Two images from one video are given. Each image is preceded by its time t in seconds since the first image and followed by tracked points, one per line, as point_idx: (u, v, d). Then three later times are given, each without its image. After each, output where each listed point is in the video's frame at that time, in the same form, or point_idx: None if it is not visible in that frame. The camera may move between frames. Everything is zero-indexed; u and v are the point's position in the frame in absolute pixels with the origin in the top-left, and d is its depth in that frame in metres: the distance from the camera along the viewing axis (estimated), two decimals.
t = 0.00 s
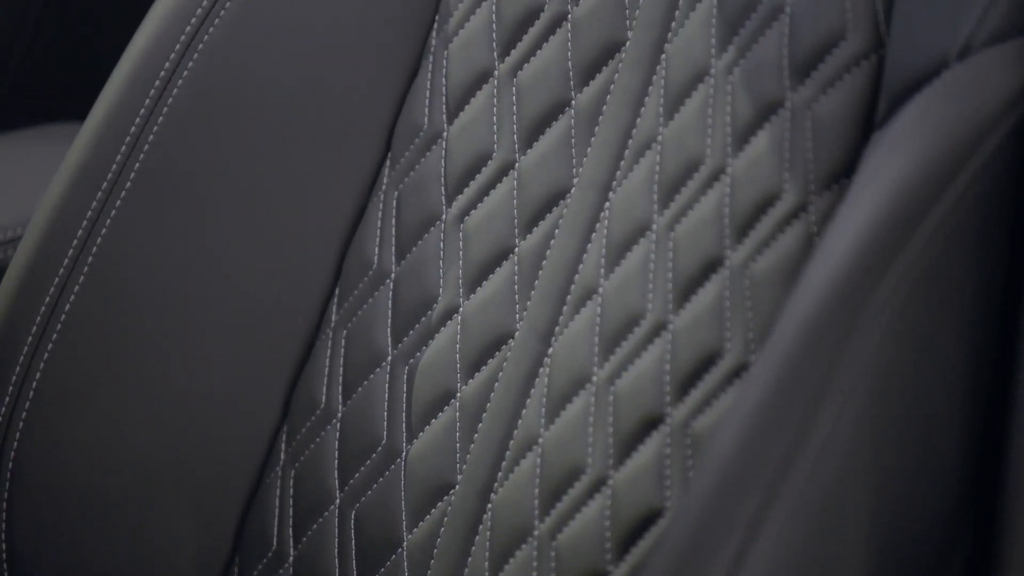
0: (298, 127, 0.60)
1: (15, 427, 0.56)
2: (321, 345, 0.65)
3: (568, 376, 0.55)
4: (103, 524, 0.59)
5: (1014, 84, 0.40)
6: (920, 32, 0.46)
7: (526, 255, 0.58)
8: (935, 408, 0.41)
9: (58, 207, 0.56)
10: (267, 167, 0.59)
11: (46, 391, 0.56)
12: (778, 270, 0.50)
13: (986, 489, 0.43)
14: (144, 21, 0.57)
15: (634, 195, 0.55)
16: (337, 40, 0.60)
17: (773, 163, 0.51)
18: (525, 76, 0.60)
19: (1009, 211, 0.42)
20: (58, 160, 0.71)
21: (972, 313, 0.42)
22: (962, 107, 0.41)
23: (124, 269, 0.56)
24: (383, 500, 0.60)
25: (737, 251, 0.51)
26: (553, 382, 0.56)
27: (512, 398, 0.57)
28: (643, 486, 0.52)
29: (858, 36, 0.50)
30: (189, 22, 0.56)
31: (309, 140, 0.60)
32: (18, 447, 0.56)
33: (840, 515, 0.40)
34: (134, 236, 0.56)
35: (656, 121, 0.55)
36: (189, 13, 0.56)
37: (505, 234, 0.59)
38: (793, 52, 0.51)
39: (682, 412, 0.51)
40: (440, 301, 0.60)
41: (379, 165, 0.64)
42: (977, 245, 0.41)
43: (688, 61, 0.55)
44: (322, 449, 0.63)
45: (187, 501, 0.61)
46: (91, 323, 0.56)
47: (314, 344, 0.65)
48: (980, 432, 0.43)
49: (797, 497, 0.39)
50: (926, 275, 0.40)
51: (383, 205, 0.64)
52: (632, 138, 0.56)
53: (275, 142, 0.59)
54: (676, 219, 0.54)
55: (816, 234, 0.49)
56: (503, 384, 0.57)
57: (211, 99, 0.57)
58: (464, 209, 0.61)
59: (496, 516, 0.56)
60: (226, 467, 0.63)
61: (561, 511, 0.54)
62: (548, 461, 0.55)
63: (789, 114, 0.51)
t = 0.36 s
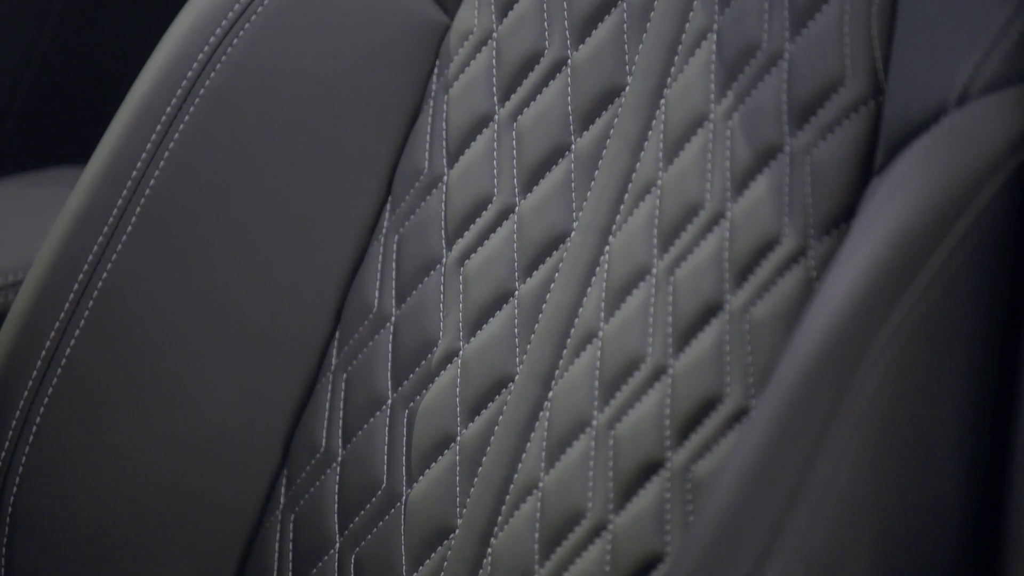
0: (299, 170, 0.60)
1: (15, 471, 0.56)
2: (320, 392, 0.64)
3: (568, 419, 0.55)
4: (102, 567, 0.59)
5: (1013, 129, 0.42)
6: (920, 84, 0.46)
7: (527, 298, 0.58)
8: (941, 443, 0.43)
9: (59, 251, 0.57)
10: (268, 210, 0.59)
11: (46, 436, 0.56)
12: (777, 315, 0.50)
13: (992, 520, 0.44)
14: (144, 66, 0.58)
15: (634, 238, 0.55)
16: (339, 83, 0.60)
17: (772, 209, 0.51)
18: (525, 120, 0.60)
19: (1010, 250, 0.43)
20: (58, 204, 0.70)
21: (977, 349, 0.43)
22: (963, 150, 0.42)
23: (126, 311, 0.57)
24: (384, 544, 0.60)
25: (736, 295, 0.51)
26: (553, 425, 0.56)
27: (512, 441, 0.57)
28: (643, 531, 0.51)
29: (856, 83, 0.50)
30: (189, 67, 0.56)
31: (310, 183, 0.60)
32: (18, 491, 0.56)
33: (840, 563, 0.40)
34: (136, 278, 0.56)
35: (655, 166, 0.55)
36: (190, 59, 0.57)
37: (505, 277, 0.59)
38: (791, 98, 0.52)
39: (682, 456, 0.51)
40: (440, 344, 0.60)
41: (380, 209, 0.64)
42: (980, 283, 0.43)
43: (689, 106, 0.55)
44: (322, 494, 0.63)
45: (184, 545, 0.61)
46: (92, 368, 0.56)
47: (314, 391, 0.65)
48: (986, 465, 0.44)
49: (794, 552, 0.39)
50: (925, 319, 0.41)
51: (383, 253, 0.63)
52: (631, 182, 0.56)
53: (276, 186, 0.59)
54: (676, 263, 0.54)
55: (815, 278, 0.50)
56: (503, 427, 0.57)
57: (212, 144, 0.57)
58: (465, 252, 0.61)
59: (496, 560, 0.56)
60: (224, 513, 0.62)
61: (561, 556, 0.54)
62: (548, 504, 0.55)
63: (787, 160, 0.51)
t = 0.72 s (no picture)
0: (299, 217, 0.59)
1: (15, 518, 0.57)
2: (321, 440, 0.64)
3: (567, 468, 0.55)
4: None
5: (1010, 183, 0.43)
6: (918, 137, 0.46)
7: (527, 347, 0.58)
8: (942, 486, 0.43)
9: (60, 299, 0.57)
10: (269, 257, 0.59)
11: (47, 484, 0.56)
12: (778, 364, 0.50)
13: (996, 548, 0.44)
14: (147, 115, 0.58)
15: (634, 286, 0.55)
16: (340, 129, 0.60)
17: (772, 259, 0.51)
18: (525, 168, 0.60)
19: (1012, 294, 0.44)
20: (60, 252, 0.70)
21: (977, 390, 0.43)
22: (963, 198, 0.43)
23: (127, 358, 0.56)
24: None
25: (736, 344, 0.51)
26: (554, 474, 0.55)
27: (512, 490, 0.57)
28: None
29: (853, 135, 0.51)
30: (192, 116, 0.57)
31: (311, 230, 0.60)
32: (18, 540, 0.56)
33: None
34: (137, 325, 0.57)
35: (655, 215, 0.56)
36: (193, 107, 0.57)
37: (505, 325, 0.59)
38: (790, 148, 0.52)
39: (682, 505, 0.51)
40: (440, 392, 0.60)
41: (379, 260, 0.64)
42: (983, 326, 0.43)
43: (688, 157, 0.55)
44: (322, 543, 0.63)
45: None
46: (93, 415, 0.56)
47: (314, 438, 0.64)
48: (989, 494, 0.44)
49: None
50: (926, 368, 0.43)
51: (384, 302, 0.63)
52: (631, 232, 0.56)
53: (276, 233, 0.59)
54: (676, 312, 0.54)
55: (815, 328, 0.49)
56: (503, 475, 0.57)
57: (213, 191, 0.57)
58: (465, 300, 0.61)
59: None
60: (223, 561, 0.62)
61: None
62: (548, 554, 0.54)
63: (786, 210, 0.51)
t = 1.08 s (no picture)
0: (298, 266, 0.59)
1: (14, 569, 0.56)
2: (321, 490, 0.63)
3: (567, 519, 0.55)
4: None
5: (1007, 239, 0.43)
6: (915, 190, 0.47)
7: (527, 397, 0.58)
8: (942, 532, 0.44)
9: (60, 349, 0.57)
10: (269, 308, 0.59)
11: (47, 534, 0.56)
12: (778, 416, 0.50)
13: None
14: (150, 165, 0.59)
15: (634, 337, 0.55)
16: (341, 178, 0.59)
17: (771, 310, 0.51)
18: (525, 219, 0.60)
19: (1011, 348, 0.44)
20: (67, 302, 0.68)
21: (975, 441, 0.44)
22: (955, 254, 0.43)
23: (128, 407, 0.57)
24: None
25: (736, 395, 0.51)
26: (554, 525, 0.55)
27: (512, 541, 0.56)
28: None
29: (852, 186, 0.51)
30: (194, 166, 0.57)
31: (310, 280, 0.59)
32: None
33: None
34: (138, 374, 0.57)
35: (655, 265, 0.56)
36: (195, 158, 0.57)
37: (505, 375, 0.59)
38: (790, 200, 0.52)
39: (683, 557, 0.51)
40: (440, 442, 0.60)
41: (380, 307, 0.63)
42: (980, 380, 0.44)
43: (688, 207, 0.55)
44: None
45: None
46: (94, 464, 0.57)
47: (314, 487, 0.64)
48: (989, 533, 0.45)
49: None
50: (925, 424, 0.43)
51: (383, 351, 0.62)
52: (631, 282, 0.56)
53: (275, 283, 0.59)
54: (676, 361, 0.54)
55: (815, 379, 0.49)
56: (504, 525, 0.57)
57: (215, 240, 0.57)
58: (466, 349, 0.60)
59: None
60: None
61: None
62: None
63: (786, 261, 0.52)
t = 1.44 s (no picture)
0: (298, 318, 0.59)
1: None
2: (321, 543, 0.62)
3: (568, 572, 0.54)
4: None
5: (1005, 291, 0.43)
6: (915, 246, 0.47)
7: (527, 449, 0.57)
8: None
9: (60, 402, 0.57)
10: (268, 359, 0.58)
11: None
12: (778, 471, 0.50)
13: None
14: (152, 218, 0.59)
15: (634, 390, 0.55)
16: (341, 225, 0.59)
17: (771, 363, 0.51)
18: (525, 272, 0.59)
19: (1012, 398, 0.44)
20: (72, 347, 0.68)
21: (980, 490, 0.44)
22: (951, 312, 0.43)
23: (128, 458, 0.57)
24: None
25: (735, 448, 0.51)
26: None
27: None
28: None
29: (852, 241, 0.50)
30: (195, 218, 0.58)
31: (310, 331, 0.59)
32: None
33: None
34: (138, 425, 0.57)
35: (655, 318, 0.56)
36: (196, 210, 0.58)
37: (505, 427, 0.58)
38: (790, 254, 0.52)
39: None
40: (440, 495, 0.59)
41: (379, 360, 0.62)
42: (978, 441, 0.43)
43: (688, 260, 0.55)
44: None
45: None
46: (95, 514, 0.57)
47: (314, 540, 0.62)
48: None
49: None
50: (925, 478, 0.43)
51: (383, 403, 0.62)
52: (631, 334, 0.56)
53: (275, 334, 0.58)
54: (677, 414, 0.54)
55: (815, 432, 0.49)
56: None
57: (217, 291, 0.58)
58: (465, 402, 0.60)
59: None
60: None
61: None
62: None
63: (785, 314, 0.52)
